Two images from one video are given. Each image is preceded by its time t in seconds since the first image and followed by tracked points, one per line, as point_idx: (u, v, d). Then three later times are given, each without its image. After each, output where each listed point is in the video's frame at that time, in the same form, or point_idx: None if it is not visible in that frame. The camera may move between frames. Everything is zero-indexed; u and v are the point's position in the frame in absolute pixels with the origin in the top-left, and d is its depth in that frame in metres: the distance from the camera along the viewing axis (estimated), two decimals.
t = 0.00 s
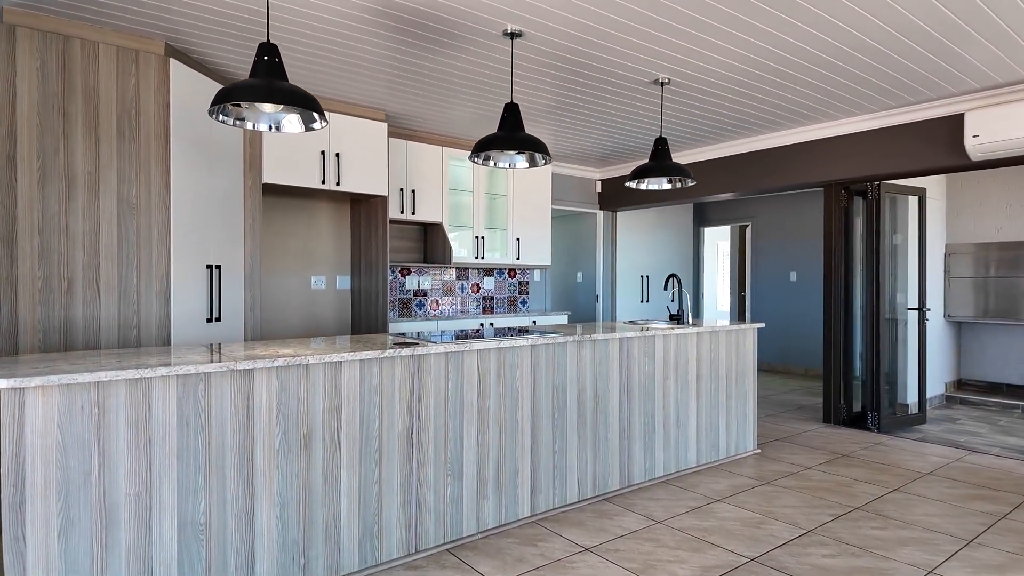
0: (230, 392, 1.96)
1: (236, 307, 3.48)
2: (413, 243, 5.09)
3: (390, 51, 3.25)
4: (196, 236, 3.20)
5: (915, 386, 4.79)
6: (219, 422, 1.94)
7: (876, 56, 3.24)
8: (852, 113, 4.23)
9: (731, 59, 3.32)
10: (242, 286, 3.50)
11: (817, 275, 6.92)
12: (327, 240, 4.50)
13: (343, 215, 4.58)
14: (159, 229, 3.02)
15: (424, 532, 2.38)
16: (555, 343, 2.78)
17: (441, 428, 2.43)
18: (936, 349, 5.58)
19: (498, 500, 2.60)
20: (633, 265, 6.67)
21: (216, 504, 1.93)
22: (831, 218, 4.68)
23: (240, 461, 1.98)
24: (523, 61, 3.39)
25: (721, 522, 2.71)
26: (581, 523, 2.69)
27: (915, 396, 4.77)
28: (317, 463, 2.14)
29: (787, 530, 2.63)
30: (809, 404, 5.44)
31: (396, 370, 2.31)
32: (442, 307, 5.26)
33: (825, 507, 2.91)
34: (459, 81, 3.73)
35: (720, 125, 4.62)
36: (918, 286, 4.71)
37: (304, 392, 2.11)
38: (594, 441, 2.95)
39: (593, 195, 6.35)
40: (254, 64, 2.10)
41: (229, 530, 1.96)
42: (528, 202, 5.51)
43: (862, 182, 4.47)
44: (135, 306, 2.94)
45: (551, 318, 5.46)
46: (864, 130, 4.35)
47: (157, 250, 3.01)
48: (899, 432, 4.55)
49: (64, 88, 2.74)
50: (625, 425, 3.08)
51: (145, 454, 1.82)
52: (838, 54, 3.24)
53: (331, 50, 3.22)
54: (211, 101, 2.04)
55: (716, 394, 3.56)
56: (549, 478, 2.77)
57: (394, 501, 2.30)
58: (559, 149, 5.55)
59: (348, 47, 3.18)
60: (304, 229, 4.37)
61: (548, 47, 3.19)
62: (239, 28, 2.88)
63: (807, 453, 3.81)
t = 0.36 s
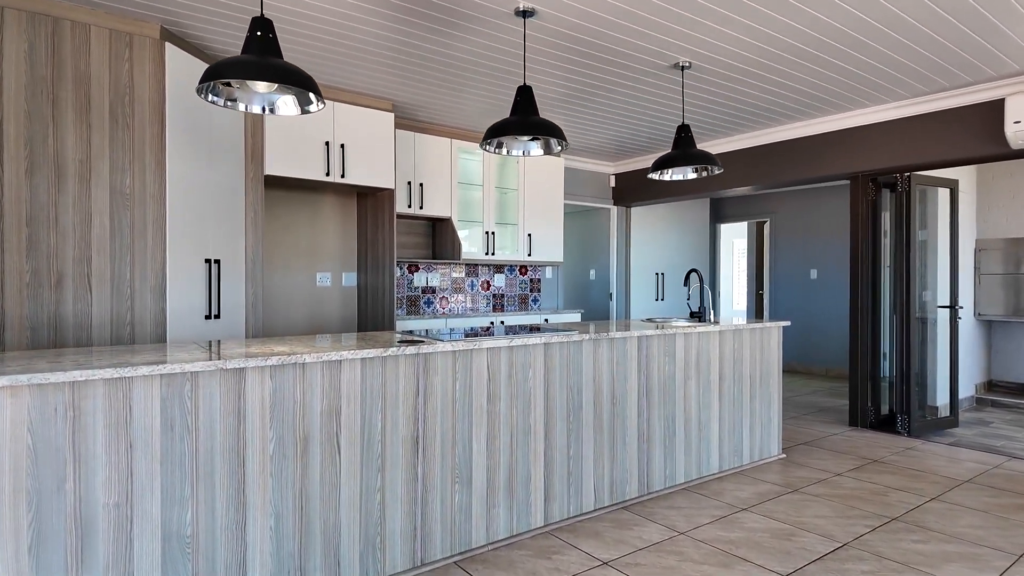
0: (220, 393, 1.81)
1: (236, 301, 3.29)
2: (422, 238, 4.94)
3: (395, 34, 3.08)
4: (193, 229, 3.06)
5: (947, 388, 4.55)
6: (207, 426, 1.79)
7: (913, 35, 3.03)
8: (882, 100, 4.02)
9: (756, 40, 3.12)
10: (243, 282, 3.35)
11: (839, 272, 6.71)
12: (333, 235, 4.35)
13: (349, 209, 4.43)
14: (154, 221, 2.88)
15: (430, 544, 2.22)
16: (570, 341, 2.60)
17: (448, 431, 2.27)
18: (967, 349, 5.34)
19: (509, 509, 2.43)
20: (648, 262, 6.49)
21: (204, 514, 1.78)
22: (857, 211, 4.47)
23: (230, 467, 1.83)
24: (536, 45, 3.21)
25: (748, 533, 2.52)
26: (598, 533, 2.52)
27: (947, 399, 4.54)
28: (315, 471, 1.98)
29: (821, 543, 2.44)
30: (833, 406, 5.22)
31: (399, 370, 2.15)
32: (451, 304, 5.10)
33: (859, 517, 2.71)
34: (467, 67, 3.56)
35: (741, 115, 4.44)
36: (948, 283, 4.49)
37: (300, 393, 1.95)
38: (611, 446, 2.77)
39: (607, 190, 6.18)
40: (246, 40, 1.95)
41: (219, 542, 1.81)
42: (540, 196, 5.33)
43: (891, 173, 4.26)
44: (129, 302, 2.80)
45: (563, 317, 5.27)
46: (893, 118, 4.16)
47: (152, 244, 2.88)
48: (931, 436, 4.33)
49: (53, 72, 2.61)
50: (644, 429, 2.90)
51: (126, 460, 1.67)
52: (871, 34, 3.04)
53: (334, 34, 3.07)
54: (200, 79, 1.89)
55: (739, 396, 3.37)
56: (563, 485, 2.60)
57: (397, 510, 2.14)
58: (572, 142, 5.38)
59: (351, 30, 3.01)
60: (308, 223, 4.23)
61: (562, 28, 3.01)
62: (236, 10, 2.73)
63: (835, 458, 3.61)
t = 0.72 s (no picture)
0: (188, 407, 1.61)
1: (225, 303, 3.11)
2: (422, 236, 4.74)
3: (390, 17, 2.87)
4: (175, 224, 2.87)
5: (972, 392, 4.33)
6: (173, 443, 1.60)
7: (946, 15, 2.83)
8: (905, 89, 3.82)
9: (777, 21, 2.90)
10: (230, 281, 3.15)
11: (853, 271, 6.49)
12: (329, 232, 4.16)
13: (345, 205, 4.24)
14: (131, 215, 2.70)
15: (425, 569, 2.02)
16: (578, 345, 2.40)
17: (445, 445, 2.07)
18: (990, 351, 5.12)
19: (512, 528, 2.23)
20: (656, 261, 6.24)
21: (170, 541, 1.59)
22: (878, 206, 4.26)
23: (200, 488, 1.63)
24: (541, 29, 3.01)
25: (772, 554, 2.32)
26: (608, 554, 2.32)
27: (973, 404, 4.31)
28: (296, 492, 1.79)
29: (852, 566, 2.23)
30: (850, 411, 5.01)
31: (391, 378, 1.95)
32: (452, 305, 4.90)
33: (891, 536, 2.51)
34: (468, 54, 3.35)
35: (756, 106, 4.24)
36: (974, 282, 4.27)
37: (279, 404, 1.75)
38: (622, 457, 2.57)
39: (613, 187, 5.98)
40: (217, 13, 1.75)
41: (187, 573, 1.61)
42: (545, 192, 5.13)
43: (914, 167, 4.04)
44: (104, 303, 2.61)
45: (568, 318, 5.07)
46: (917, 108, 3.95)
47: (129, 240, 2.69)
48: (956, 443, 4.11)
49: (21, 55, 2.42)
50: (657, 439, 2.70)
51: (78, 483, 1.48)
52: (901, 15, 2.83)
53: (324, 17, 2.87)
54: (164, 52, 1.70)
55: (757, 402, 3.17)
56: (571, 501, 2.40)
57: (388, 532, 1.95)
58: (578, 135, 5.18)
59: (341, 11, 2.81)
60: (303, 220, 4.04)
61: (570, 9, 2.80)
62: None
63: (859, 469, 3.40)
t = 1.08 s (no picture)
0: (145, 437, 1.40)
1: (208, 308, 2.90)
2: (420, 236, 4.53)
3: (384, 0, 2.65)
4: (151, 223, 2.67)
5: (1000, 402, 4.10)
6: (127, 478, 1.38)
7: None
8: (933, 81, 3.60)
9: (804, 4, 2.68)
10: (214, 287, 2.93)
11: (866, 273, 6.28)
12: (321, 232, 3.94)
13: (340, 204, 4.02)
14: (102, 214, 2.51)
15: None
16: (589, 358, 2.18)
17: (443, 472, 1.85)
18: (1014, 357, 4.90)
19: (517, 562, 2.02)
20: (663, 262, 6.03)
21: None
22: (901, 206, 4.04)
23: (159, 530, 1.42)
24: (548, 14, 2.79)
25: None
26: None
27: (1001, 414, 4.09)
28: (272, 531, 1.57)
29: None
30: (868, 420, 4.79)
31: (381, 398, 1.73)
32: (451, 308, 4.68)
33: (931, 566, 2.29)
34: (469, 43, 3.13)
35: (773, 99, 4.03)
36: (1003, 285, 4.04)
37: (251, 430, 1.54)
38: (636, 479, 2.36)
39: (619, 185, 5.76)
40: None
41: None
42: (548, 191, 4.90)
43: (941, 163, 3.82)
44: (72, 311, 2.42)
45: (573, 322, 4.85)
46: (944, 102, 3.73)
47: (99, 243, 2.50)
48: (985, 456, 3.89)
49: None
50: (674, 458, 2.49)
51: (11, 530, 1.26)
52: None
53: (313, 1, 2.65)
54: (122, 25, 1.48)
55: (777, 416, 2.95)
56: (581, 529, 2.19)
57: (378, 572, 1.73)
58: (584, 131, 4.96)
59: None
60: (294, 219, 3.82)
61: None
62: None
63: (885, 486, 3.18)
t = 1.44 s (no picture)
0: (93, 470, 1.20)
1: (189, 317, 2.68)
2: (419, 237, 4.33)
3: None
4: (124, 222, 2.51)
5: None
6: (70, 519, 1.18)
7: None
8: (959, 71, 3.40)
9: None
10: (196, 292, 2.71)
11: (879, 274, 6.08)
12: (314, 232, 3.75)
13: (332, 202, 3.82)
14: (70, 212, 2.39)
15: None
16: (601, 371, 1.99)
17: (440, 501, 1.65)
18: None
19: None
20: (670, 264, 5.84)
21: None
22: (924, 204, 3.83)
23: None
24: None
25: None
26: None
27: None
28: None
29: None
30: (885, 428, 4.59)
31: (370, 419, 1.54)
32: (451, 312, 4.49)
33: None
34: (469, 30, 2.93)
35: (789, 91, 3.84)
36: None
37: (220, 460, 1.34)
38: (651, 501, 2.16)
39: (624, 184, 5.57)
40: None
41: None
42: (552, 190, 4.71)
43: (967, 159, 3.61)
44: (35, 319, 2.32)
45: (577, 326, 4.64)
46: (972, 94, 3.53)
47: (65, 237, 2.38)
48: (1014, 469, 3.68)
49: None
50: (691, 478, 2.29)
51: None
52: None
53: None
54: None
55: (799, 428, 2.76)
56: (592, 558, 1.99)
57: None
58: (589, 127, 4.76)
59: None
60: (285, 218, 3.62)
61: None
62: None
63: (913, 503, 2.98)
